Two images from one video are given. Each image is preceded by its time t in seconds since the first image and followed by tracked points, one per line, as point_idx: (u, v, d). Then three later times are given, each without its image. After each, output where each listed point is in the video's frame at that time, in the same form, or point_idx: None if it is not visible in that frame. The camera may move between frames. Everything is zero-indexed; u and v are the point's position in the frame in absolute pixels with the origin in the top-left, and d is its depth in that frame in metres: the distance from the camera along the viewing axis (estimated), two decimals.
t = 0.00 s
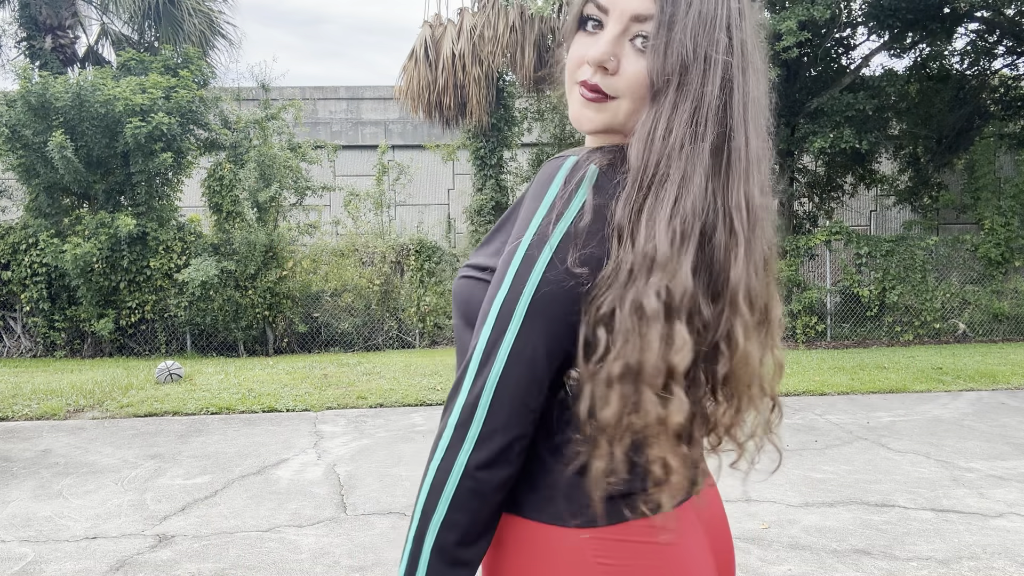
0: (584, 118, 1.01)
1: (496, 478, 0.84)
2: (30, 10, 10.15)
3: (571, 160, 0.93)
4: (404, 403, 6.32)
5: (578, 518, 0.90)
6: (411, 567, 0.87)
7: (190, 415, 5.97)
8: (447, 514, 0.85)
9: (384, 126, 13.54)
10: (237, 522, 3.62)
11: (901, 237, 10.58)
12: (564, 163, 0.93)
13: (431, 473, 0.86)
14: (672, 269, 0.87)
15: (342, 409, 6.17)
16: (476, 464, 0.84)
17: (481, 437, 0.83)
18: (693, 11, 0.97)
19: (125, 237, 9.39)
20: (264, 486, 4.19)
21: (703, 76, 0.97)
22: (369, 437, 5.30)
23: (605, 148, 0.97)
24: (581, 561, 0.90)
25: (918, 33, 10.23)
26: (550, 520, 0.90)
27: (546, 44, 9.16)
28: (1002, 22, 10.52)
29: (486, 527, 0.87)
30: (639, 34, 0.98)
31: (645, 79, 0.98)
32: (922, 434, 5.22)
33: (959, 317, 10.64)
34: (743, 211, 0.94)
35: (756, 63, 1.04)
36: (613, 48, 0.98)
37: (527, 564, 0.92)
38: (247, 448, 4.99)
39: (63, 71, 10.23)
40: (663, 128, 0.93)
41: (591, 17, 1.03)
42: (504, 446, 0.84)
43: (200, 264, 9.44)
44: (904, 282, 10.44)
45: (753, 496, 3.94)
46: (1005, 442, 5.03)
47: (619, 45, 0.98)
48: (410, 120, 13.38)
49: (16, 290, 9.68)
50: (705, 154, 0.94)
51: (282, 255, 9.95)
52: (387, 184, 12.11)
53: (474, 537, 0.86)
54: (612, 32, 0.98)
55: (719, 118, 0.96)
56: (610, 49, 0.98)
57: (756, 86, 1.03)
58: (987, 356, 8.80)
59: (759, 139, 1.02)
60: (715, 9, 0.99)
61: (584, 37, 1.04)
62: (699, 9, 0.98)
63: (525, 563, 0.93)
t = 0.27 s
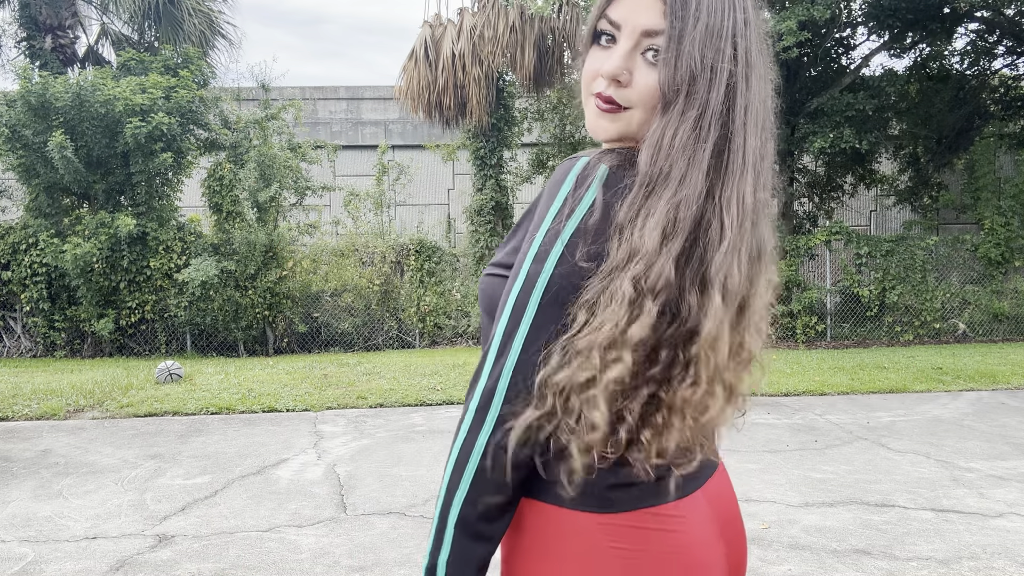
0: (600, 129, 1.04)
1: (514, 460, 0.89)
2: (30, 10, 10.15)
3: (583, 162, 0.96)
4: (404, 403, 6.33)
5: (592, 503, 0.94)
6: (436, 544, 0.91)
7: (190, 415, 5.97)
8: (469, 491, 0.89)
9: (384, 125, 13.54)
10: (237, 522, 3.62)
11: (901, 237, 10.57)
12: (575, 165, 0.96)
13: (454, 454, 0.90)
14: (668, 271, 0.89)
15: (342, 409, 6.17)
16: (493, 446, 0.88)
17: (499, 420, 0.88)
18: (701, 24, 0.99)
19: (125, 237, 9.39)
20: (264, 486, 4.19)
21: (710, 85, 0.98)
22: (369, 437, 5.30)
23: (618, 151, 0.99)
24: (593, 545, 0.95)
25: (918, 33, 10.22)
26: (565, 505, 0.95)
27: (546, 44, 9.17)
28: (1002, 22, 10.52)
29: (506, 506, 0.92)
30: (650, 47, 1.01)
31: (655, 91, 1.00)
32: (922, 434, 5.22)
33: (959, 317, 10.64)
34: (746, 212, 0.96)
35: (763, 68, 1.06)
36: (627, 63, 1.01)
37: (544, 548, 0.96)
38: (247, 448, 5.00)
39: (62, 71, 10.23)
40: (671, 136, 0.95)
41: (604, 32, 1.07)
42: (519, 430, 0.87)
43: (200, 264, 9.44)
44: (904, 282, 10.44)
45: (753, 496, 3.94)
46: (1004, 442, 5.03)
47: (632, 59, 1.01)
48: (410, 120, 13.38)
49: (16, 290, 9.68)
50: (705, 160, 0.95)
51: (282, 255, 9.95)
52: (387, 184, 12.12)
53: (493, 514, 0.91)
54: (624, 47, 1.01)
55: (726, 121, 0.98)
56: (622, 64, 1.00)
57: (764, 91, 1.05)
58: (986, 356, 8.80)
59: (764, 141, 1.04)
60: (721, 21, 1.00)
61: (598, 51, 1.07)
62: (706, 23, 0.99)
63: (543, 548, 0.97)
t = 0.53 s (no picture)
0: (616, 141, 1.06)
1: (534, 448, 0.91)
2: (30, 10, 10.15)
3: (600, 166, 0.97)
4: (404, 403, 6.33)
5: (614, 487, 0.96)
6: (459, 525, 0.94)
7: (190, 415, 5.97)
8: (490, 476, 0.92)
9: (384, 126, 13.55)
10: (237, 522, 3.62)
11: (901, 237, 10.57)
12: (592, 168, 0.97)
13: (477, 440, 0.93)
14: (674, 278, 0.93)
15: (342, 409, 6.17)
16: (513, 435, 0.90)
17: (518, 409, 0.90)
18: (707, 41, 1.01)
19: (125, 237, 9.39)
20: (264, 486, 4.19)
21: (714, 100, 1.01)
22: (369, 437, 5.30)
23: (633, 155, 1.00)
24: (612, 529, 0.97)
25: (918, 33, 10.22)
26: (588, 490, 0.97)
27: (545, 44, 9.17)
28: (1002, 22, 10.52)
29: (527, 488, 0.95)
30: (662, 62, 1.03)
31: (667, 106, 1.02)
32: (922, 434, 5.22)
33: (959, 317, 10.63)
34: (748, 218, 1.00)
35: (766, 78, 1.09)
36: (639, 79, 1.03)
37: (564, 531, 0.98)
38: (247, 448, 5.00)
39: (62, 71, 10.23)
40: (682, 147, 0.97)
41: (616, 48, 1.09)
42: (535, 424, 0.90)
43: (200, 264, 9.43)
44: (904, 282, 10.43)
45: (753, 496, 3.94)
46: (1004, 442, 5.03)
47: (644, 75, 1.03)
48: (410, 120, 13.38)
49: (16, 290, 9.69)
50: (712, 172, 0.97)
51: (282, 255, 9.95)
52: (387, 184, 12.13)
53: (516, 496, 0.93)
54: (637, 63, 1.04)
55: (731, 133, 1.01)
56: (636, 80, 1.03)
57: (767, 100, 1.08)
58: (986, 356, 8.80)
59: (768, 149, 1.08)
60: (727, 35, 1.02)
61: (610, 67, 1.09)
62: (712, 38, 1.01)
63: (564, 530, 0.99)
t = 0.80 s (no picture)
0: (627, 145, 1.09)
1: (546, 433, 0.93)
2: (30, 10, 10.15)
3: (615, 165, 1.00)
4: (404, 403, 6.33)
5: (628, 480, 0.97)
6: (474, 503, 0.98)
7: (190, 415, 5.97)
8: (504, 458, 0.95)
9: (384, 126, 13.55)
10: (237, 522, 3.62)
11: (901, 237, 10.58)
12: (607, 167, 1.00)
13: (491, 424, 0.96)
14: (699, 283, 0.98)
15: (342, 409, 6.17)
16: (524, 422, 0.93)
17: (532, 396, 0.92)
18: (712, 47, 1.03)
19: (125, 237, 9.39)
20: (264, 486, 4.20)
21: (726, 102, 1.03)
22: (369, 437, 5.30)
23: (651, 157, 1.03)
24: (622, 522, 0.98)
25: (917, 33, 10.21)
26: (603, 481, 0.98)
27: (545, 44, 9.17)
28: (1002, 23, 10.52)
29: (541, 474, 0.97)
30: (668, 68, 1.07)
31: (676, 109, 1.05)
32: (922, 434, 5.22)
33: (959, 317, 10.63)
34: (759, 222, 1.04)
35: (773, 81, 1.12)
36: (647, 85, 1.07)
37: (577, 520, 0.99)
38: (247, 448, 5.00)
39: (62, 71, 10.23)
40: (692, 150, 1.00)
41: (623, 57, 1.13)
42: (550, 412, 0.92)
43: (200, 264, 9.43)
44: (904, 282, 10.43)
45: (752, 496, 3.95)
46: (1004, 442, 5.03)
47: (652, 82, 1.07)
48: (410, 120, 13.39)
49: (16, 290, 9.69)
50: (728, 177, 1.01)
51: (282, 255, 9.95)
52: (387, 184, 12.14)
53: (529, 480, 0.96)
54: (644, 71, 1.08)
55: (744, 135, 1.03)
56: (644, 87, 1.06)
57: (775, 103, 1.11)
58: (986, 356, 8.80)
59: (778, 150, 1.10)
60: (733, 40, 1.05)
61: (618, 75, 1.14)
62: (717, 44, 1.04)
63: (576, 519, 0.99)
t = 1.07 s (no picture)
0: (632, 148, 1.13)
1: (548, 425, 0.98)
2: (30, 10, 10.15)
3: (618, 163, 1.04)
4: (404, 403, 6.33)
5: (626, 473, 1.01)
6: (477, 490, 1.03)
7: (190, 415, 5.97)
8: (506, 447, 1.00)
9: (384, 126, 13.55)
10: (237, 522, 3.63)
11: (900, 238, 10.58)
12: (611, 165, 1.05)
13: (494, 414, 1.02)
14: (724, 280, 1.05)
15: (342, 409, 6.18)
16: (527, 411, 0.98)
17: (535, 386, 0.98)
18: (713, 52, 1.07)
19: (125, 237, 9.38)
20: (264, 486, 4.20)
21: (731, 106, 1.08)
22: (369, 437, 5.30)
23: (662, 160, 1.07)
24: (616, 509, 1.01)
25: (917, 33, 10.21)
26: (601, 473, 1.01)
27: (545, 44, 9.17)
28: (1002, 23, 10.52)
29: (542, 464, 1.01)
30: (669, 73, 1.11)
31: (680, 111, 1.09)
32: (922, 434, 5.22)
33: (959, 317, 10.63)
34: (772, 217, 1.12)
35: (770, 81, 1.16)
36: (649, 89, 1.10)
37: (575, 512, 1.02)
38: (247, 448, 5.00)
39: (62, 71, 10.23)
40: (695, 156, 1.05)
41: (623, 61, 1.16)
42: (552, 402, 0.98)
43: (200, 264, 9.43)
44: (904, 282, 10.43)
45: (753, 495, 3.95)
46: (1004, 442, 5.03)
47: (654, 86, 1.10)
48: (410, 120, 13.39)
49: (16, 290, 9.69)
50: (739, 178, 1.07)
51: (282, 255, 9.95)
52: (387, 184, 12.15)
53: (530, 469, 1.00)
54: (645, 75, 1.11)
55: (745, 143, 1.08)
56: (646, 91, 1.10)
57: (773, 104, 1.16)
58: (985, 356, 8.81)
59: (777, 151, 1.15)
60: (731, 45, 1.09)
61: (619, 80, 1.17)
62: (717, 49, 1.08)
63: (574, 511, 1.03)
